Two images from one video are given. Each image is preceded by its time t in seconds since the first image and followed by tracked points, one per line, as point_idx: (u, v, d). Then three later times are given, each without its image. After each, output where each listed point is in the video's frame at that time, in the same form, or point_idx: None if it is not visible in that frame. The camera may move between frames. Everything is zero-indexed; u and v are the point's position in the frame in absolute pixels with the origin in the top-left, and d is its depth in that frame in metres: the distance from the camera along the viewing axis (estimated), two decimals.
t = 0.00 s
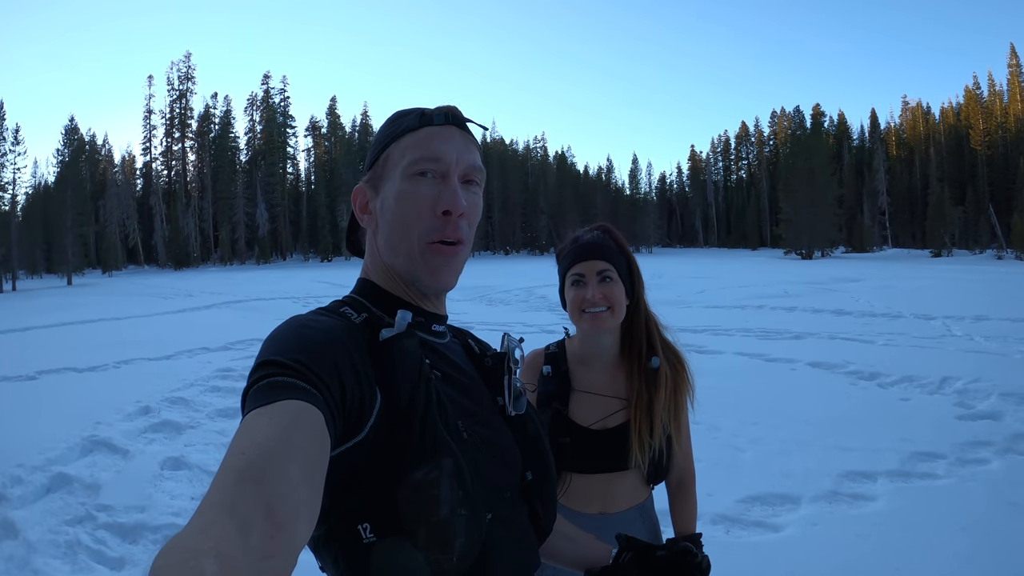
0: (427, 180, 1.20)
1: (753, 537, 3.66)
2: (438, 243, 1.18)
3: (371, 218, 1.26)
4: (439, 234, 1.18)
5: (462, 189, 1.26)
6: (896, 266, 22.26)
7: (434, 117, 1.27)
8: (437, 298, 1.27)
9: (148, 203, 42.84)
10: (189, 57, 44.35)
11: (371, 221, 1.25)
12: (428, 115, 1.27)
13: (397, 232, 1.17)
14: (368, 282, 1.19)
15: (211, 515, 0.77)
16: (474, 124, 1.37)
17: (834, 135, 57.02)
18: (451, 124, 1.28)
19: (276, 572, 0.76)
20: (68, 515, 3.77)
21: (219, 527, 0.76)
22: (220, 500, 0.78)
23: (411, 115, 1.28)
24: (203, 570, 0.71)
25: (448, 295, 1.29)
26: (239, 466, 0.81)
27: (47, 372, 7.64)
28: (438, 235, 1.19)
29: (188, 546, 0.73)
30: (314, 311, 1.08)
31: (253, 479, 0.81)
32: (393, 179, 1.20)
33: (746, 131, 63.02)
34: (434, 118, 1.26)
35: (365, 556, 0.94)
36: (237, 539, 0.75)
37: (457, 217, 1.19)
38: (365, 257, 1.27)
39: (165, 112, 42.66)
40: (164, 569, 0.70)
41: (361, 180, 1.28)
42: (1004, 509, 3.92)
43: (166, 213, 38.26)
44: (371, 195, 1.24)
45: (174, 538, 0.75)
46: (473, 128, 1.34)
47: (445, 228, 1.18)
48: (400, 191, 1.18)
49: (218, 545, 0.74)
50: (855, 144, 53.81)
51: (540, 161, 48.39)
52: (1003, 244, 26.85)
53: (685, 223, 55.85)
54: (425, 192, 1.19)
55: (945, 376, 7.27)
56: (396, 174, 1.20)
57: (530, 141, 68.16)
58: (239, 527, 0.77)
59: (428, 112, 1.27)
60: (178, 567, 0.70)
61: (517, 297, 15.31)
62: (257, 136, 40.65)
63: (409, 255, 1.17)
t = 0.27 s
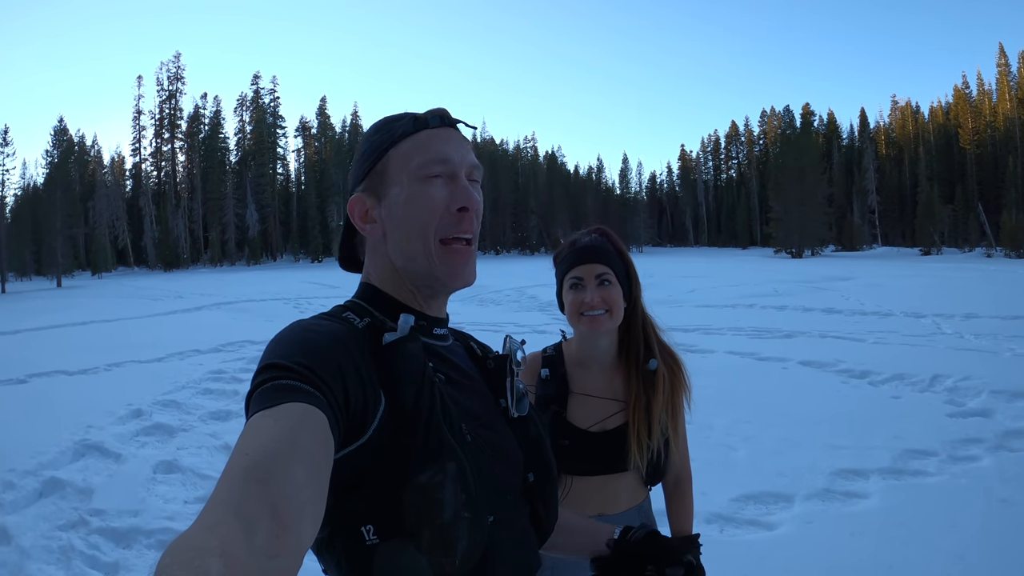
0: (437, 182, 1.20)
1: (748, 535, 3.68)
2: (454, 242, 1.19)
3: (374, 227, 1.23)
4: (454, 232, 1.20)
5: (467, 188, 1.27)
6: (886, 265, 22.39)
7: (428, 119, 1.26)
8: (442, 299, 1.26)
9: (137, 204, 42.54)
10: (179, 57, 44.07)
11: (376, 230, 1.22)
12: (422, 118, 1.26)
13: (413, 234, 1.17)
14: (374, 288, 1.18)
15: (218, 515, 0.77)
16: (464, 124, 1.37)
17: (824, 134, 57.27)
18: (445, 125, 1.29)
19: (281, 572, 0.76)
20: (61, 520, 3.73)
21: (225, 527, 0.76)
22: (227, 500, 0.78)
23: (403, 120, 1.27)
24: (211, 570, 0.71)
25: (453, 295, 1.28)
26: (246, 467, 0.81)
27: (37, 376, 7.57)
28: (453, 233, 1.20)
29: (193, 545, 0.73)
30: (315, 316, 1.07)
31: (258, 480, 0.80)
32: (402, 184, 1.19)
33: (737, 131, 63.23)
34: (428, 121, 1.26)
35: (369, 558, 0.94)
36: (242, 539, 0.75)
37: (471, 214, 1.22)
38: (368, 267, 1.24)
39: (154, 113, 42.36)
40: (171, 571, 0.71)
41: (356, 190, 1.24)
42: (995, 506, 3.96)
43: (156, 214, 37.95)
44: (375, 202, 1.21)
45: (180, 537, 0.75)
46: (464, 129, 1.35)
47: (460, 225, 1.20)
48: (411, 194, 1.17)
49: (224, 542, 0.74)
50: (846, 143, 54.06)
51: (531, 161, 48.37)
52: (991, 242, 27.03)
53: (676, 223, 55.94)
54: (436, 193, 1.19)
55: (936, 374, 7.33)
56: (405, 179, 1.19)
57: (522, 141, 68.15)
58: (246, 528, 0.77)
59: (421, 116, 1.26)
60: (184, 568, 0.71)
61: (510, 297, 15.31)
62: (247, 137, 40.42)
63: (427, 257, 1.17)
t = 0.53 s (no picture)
0: (423, 185, 1.20)
1: (745, 535, 3.69)
2: (445, 243, 1.20)
3: (359, 237, 1.19)
4: (442, 233, 1.20)
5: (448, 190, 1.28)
6: (882, 265, 22.42)
7: (405, 124, 1.26)
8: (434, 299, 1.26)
9: (134, 201, 42.45)
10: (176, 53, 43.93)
11: (362, 239, 1.18)
12: (399, 123, 1.26)
13: (406, 236, 1.16)
14: (366, 295, 1.17)
15: (213, 521, 0.76)
16: (438, 122, 1.36)
17: (822, 134, 57.33)
18: (421, 128, 1.29)
19: None
20: (57, 519, 3.72)
21: (221, 535, 0.75)
22: (222, 505, 0.78)
23: (378, 123, 1.24)
24: None
25: (442, 298, 1.28)
26: (238, 472, 0.80)
27: (33, 373, 7.55)
28: (442, 233, 1.21)
29: (188, 553, 0.73)
30: (305, 324, 1.07)
31: (251, 486, 0.80)
32: (391, 189, 1.17)
33: (734, 130, 63.28)
34: (407, 125, 1.26)
35: (365, 562, 0.94)
36: (239, 547, 0.75)
37: (460, 213, 1.23)
38: (354, 275, 1.21)
39: (151, 109, 42.25)
40: None
41: (335, 197, 1.20)
42: (991, 507, 3.97)
43: (153, 211, 37.83)
44: (360, 210, 1.18)
45: (176, 544, 0.75)
46: (438, 130, 1.35)
47: (450, 226, 1.22)
48: (401, 199, 1.17)
49: (220, 550, 0.74)
50: (843, 143, 54.12)
51: (529, 159, 48.35)
52: (987, 242, 27.08)
53: (673, 222, 55.99)
54: (424, 196, 1.19)
55: (932, 375, 7.35)
56: (392, 183, 1.18)
57: (519, 139, 68.13)
58: (240, 533, 0.76)
59: (399, 121, 1.26)
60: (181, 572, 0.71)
61: (506, 296, 15.31)
62: (244, 134, 40.34)
63: (419, 259, 1.17)
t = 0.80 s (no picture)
0: (388, 188, 1.18)
1: (744, 536, 3.68)
2: (409, 245, 1.16)
3: (342, 238, 1.25)
4: (408, 236, 1.16)
5: (426, 188, 1.24)
6: (882, 265, 22.41)
7: (384, 124, 1.25)
8: (418, 302, 1.25)
9: (134, 197, 42.42)
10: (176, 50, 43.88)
11: (344, 240, 1.23)
12: (377, 123, 1.26)
13: (369, 240, 1.16)
14: (351, 298, 1.17)
15: (210, 526, 0.76)
16: (426, 121, 1.34)
17: (822, 135, 57.30)
18: (401, 127, 1.26)
19: None
20: (56, 517, 3.71)
21: (220, 538, 0.75)
22: (219, 509, 0.77)
23: (362, 127, 1.28)
24: None
25: (431, 299, 1.26)
26: (236, 477, 0.80)
27: (32, 370, 7.54)
28: (407, 235, 1.16)
29: (185, 556, 0.72)
30: (300, 330, 1.06)
31: (247, 492, 0.79)
32: (356, 195, 1.19)
33: (735, 130, 63.28)
34: (384, 125, 1.25)
35: (361, 564, 0.93)
36: (236, 550, 0.74)
37: (425, 217, 1.17)
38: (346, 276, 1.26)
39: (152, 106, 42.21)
40: None
41: (329, 201, 1.28)
42: (991, 509, 3.97)
43: (152, 208, 37.77)
44: (338, 215, 1.23)
45: (174, 547, 0.74)
46: (426, 127, 1.32)
47: (413, 231, 1.16)
48: (364, 203, 1.17)
49: (217, 553, 0.73)
50: (843, 144, 54.12)
51: (529, 158, 48.32)
52: (987, 243, 27.09)
53: (673, 221, 55.97)
54: (387, 199, 1.17)
55: (932, 376, 7.34)
56: (358, 189, 1.19)
57: (520, 138, 68.10)
58: (238, 537, 0.76)
59: (376, 122, 1.26)
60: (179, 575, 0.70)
61: (506, 294, 15.31)
62: (245, 131, 40.33)
63: (381, 262, 1.15)
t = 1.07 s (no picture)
0: (392, 192, 1.17)
1: (744, 537, 3.68)
2: (415, 251, 1.15)
3: (347, 238, 1.25)
4: (413, 241, 1.15)
5: (431, 193, 1.22)
6: (880, 267, 22.42)
7: (392, 125, 1.24)
8: (423, 304, 1.24)
9: (133, 197, 42.36)
10: (176, 49, 43.85)
11: (348, 240, 1.24)
12: (384, 123, 1.24)
13: (373, 243, 1.15)
14: (355, 298, 1.17)
15: (215, 526, 0.75)
16: (432, 122, 1.33)
17: (822, 136, 57.30)
18: (407, 129, 1.25)
19: None
20: (54, 516, 3.70)
21: (222, 537, 0.74)
22: (223, 509, 0.76)
23: (368, 127, 1.27)
24: None
25: (436, 300, 1.26)
26: (238, 477, 0.79)
27: (31, 369, 7.52)
28: (412, 239, 1.15)
29: (189, 557, 0.71)
30: (303, 331, 1.06)
31: (253, 492, 0.78)
32: (360, 196, 1.18)
33: (734, 131, 63.29)
34: (390, 127, 1.24)
35: (367, 565, 0.92)
36: (239, 548, 0.74)
37: (428, 224, 1.16)
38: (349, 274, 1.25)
39: (151, 105, 42.17)
40: None
41: (332, 201, 1.28)
42: (990, 510, 3.96)
43: (152, 208, 37.73)
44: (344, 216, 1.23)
45: (176, 549, 0.73)
46: (433, 128, 1.31)
47: (418, 237, 1.15)
48: (369, 207, 1.16)
49: (220, 554, 0.72)
50: (843, 145, 54.15)
51: (528, 158, 48.30)
52: (986, 244, 27.09)
53: (672, 222, 55.96)
54: (391, 203, 1.16)
55: (932, 377, 7.35)
56: (363, 190, 1.18)
57: (519, 139, 68.13)
58: (242, 537, 0.75)
59: (384, 121, 1.24)
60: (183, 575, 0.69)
61: (505, 295, 15.31)
62: (244, 131, 40.26)
63: (387, 264, 1.15)
